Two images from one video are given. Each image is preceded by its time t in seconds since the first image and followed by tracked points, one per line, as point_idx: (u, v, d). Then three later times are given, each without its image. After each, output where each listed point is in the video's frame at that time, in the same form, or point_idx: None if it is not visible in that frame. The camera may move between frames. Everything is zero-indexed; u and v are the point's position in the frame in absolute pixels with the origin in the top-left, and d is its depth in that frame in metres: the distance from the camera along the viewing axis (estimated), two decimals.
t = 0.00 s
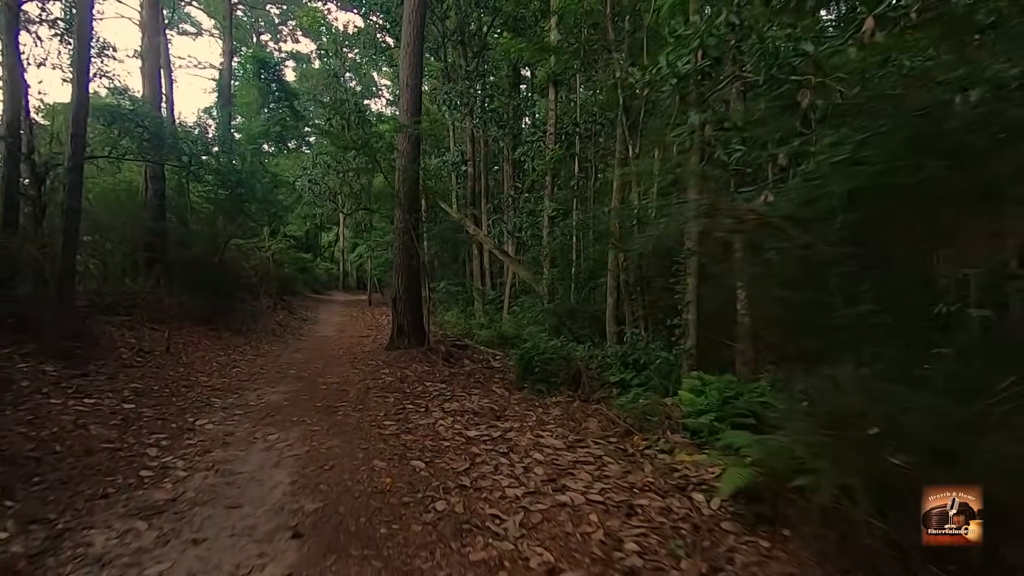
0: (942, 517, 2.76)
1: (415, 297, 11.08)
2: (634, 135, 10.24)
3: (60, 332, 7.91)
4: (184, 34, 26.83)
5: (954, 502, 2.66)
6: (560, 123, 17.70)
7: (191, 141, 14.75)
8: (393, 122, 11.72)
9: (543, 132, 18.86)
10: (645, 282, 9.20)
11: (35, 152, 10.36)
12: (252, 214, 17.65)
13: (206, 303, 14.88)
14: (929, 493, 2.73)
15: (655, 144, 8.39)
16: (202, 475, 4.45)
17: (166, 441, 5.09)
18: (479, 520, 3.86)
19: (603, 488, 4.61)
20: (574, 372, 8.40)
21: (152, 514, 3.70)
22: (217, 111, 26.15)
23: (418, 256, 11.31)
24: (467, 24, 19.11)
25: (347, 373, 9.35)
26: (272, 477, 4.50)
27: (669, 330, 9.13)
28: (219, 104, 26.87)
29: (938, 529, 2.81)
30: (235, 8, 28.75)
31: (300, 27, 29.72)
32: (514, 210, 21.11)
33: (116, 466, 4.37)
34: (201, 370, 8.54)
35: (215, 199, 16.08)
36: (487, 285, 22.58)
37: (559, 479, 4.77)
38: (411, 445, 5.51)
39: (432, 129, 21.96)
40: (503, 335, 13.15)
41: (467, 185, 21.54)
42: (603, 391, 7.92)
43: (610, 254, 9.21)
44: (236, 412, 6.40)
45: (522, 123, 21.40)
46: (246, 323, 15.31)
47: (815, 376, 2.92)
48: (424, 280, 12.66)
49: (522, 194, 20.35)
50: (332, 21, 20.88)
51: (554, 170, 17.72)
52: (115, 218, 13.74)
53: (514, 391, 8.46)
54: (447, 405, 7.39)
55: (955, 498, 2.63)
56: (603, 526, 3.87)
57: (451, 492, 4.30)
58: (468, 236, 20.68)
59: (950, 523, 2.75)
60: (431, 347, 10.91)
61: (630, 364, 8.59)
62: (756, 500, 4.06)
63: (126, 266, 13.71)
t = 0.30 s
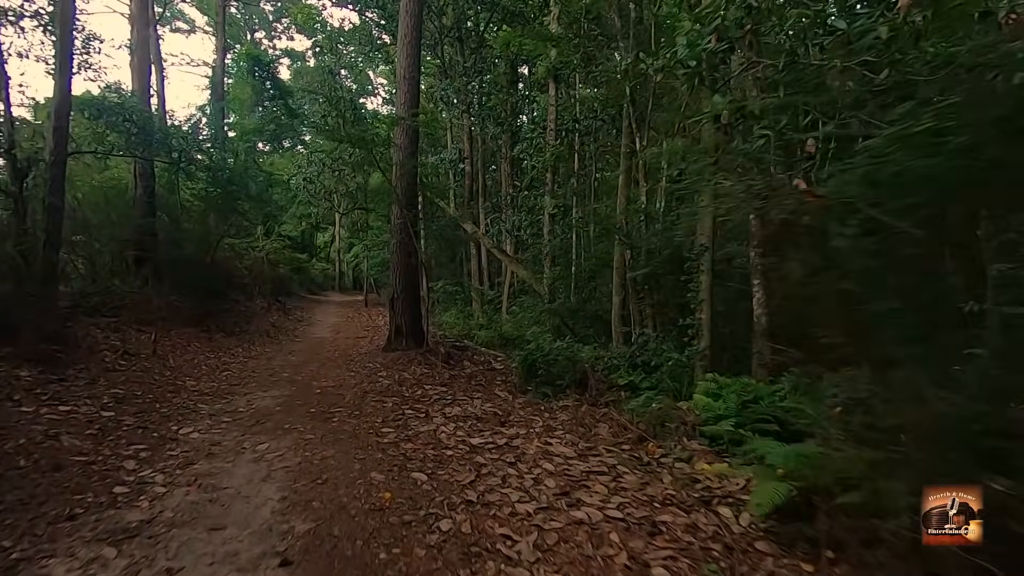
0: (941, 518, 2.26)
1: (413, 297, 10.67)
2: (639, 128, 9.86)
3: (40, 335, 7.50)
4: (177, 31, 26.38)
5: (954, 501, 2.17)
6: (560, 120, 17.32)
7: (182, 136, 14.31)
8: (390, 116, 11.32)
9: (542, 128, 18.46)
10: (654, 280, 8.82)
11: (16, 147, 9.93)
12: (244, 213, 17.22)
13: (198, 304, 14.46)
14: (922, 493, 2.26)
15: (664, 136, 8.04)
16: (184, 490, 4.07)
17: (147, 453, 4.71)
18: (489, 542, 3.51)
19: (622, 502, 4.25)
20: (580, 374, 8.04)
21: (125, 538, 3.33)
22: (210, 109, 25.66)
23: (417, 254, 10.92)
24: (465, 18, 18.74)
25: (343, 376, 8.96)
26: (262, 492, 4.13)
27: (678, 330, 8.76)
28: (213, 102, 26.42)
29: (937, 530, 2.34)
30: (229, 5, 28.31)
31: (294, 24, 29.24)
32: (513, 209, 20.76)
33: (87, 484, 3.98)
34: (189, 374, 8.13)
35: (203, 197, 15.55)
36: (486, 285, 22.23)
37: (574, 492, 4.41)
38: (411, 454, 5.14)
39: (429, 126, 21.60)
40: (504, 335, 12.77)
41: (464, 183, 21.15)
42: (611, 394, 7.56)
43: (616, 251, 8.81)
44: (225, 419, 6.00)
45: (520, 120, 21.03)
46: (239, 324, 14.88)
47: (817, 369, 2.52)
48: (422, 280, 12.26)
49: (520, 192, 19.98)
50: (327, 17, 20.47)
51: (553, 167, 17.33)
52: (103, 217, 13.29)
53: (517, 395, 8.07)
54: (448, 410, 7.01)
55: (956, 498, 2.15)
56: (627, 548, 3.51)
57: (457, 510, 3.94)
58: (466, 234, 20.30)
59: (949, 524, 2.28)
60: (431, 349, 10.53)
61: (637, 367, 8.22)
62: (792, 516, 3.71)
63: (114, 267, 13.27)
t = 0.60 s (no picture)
0: (943, 517, 2.52)
1: (409, 298, 10.29)
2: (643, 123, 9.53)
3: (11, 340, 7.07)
4: (167, 26, 25.84)
5: (955, 502, 2.45)
6: (558, 117, 16.97)
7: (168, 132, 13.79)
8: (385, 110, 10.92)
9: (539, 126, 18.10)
10: (659, 281, 8.49)
11: None
12: (234, 212, 16.77)
13: (185, 306, 14.02)
14: (930, 491, 2.56)
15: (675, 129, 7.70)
16: (155, 515, 3.70)
17: (118, 471, 4.32)
18: (494, 574, 3.20)
19: (637, 523, 3.90)
20: (584, 379, 7.71)
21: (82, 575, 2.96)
22: (200, 106, 25.14)
23: (413, 253, 10.50)
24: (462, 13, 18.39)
25: (334, 381, 8.56)
26: (243, 515, 3.75)
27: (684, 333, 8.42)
28: (204, 99, 25.91)
29: (938, 529, 2.58)
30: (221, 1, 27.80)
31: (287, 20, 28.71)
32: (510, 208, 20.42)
33: (47, 510, 3.60)
34: (173, 380, 7.73)
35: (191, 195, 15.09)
36: (482, 285, 21.87)
37: (584, 512, 4.08)
38: (408, 469, 4.80)
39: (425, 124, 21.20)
40: (502, 337, 12.41)
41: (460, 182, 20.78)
42: (616, 400, 7.22)
43: (619, 250, 8.46)
44: (207, 430, 5.61)
45: (517, 118, 20.68)
46: (228, 326, 14.46)
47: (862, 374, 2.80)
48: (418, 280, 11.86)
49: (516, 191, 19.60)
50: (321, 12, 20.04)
51: (551, 166, 16.98)
52: (87, 216, 12.81)
53: (518, 401, 7.71)
54: (446, 418, 6.64)
55: (955, 498, 2.44)
56: None
57: (459, 534, 3.62)
58: (462, 234, 19.93)
59: (949, 523, 2.51)
60: (427, 352, 10.15)
61: (643, 371, 7.88)
62: (830, 542, 3.36)
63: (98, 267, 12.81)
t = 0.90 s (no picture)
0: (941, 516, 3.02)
1: (404, 298, 9.88)
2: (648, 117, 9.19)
3: None
4: (159, 21, 25.37)
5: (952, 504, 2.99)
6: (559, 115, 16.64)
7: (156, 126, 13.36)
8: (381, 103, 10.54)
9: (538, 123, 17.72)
10: (666, 280, 8.16)
11: None
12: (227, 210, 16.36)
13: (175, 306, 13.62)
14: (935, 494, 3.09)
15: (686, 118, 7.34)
16: (119, 536, 3.33)
17: (83, 485, 3.96)
18: None
19: (653, 544, 3.55)
20: (588, 382, 7.38)
21: None
22: (192, 102, 24.67)
23: (409, 251, 10.11)
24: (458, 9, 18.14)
25: (328, 383, 8.18)
26: (217, 536, 3.38)
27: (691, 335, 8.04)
28: (196, 96, 25.46)
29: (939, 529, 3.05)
30: None
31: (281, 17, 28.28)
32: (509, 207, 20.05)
33: None
34: (156, 383, 7.33)
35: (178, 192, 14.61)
36: (480, 285, 21.47)
37: (595, 530, 3.73)
38: (402, 480, 4.43)
39: (422, 121, 20.81)
40: (501, 338, 12.04)
41: (458, 180, 20.38)
42: (623, 405, 6.88)
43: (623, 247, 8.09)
44: (187, 438, 5.21)
45: (516, 115, 20.30)
46: (219, 326, 14.02)
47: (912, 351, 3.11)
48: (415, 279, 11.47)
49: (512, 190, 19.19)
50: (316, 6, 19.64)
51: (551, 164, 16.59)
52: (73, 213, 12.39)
53: (520, 407, 7.33)
54: (443, 424, 6.26)
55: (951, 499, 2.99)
56: None
57: (456, 559, 3.26)
58: (460, 233, 19.54)
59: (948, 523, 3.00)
60: (424, 354, 9.77)
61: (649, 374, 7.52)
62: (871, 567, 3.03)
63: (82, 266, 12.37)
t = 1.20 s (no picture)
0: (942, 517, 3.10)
1: (402, 299, 9.45)
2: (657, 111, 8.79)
3: None
4: (151, 16, 24.82)
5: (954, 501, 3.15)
6: (560, 112, 16.22)
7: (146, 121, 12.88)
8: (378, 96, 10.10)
9: (539, 121, 17.31)
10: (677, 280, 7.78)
11: None
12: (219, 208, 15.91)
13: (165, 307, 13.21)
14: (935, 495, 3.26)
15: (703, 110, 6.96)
16: None
17: (44, 513, 3.56)
18: None
19: None
20: (597, 388, 7.01)
21: None
22: (184, 99, 24.12)
23: (408, 250, 9.69)
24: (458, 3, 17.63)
25: (322, 389, 7.77)
26: None
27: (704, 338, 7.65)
28: (190, 92, 24.93)
29: (939, 529, 3.05)
30: None
31: (276, 12, 27.73)
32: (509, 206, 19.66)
33: None
34: (139, 390, 6.93)
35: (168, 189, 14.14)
36: (479, 285, 21.09)
37: (617, 564, 3.32)
38: (401, 504, 4.02)
39: (421, 118, 20.36)
40: (502, 340, 11.65)
41: (456, 178, 19.95)
42: (634, 414, 6.52)
43: (632, 245, 7.69)
44: (166, 453, 4.80)
45: (515, 112, 19.87)
46: (211, 328, 13.60)
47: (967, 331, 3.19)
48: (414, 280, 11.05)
49: (511, 188, 18.79)
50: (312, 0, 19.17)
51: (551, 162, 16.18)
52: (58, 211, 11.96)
53: (525, 415, 6.95)
54: (445, 435, 5.87)
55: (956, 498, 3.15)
56: None
57: None
58: (458, 232, 19.15)
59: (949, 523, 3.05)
60: (423, 357, 9.36)
61: (660, 380, 7.15)
62: None
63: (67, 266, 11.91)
